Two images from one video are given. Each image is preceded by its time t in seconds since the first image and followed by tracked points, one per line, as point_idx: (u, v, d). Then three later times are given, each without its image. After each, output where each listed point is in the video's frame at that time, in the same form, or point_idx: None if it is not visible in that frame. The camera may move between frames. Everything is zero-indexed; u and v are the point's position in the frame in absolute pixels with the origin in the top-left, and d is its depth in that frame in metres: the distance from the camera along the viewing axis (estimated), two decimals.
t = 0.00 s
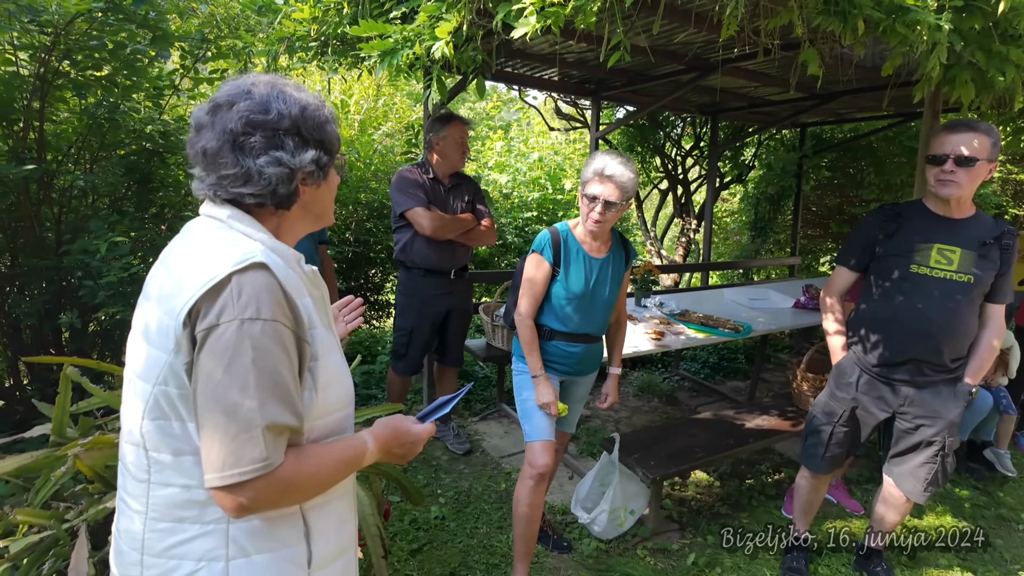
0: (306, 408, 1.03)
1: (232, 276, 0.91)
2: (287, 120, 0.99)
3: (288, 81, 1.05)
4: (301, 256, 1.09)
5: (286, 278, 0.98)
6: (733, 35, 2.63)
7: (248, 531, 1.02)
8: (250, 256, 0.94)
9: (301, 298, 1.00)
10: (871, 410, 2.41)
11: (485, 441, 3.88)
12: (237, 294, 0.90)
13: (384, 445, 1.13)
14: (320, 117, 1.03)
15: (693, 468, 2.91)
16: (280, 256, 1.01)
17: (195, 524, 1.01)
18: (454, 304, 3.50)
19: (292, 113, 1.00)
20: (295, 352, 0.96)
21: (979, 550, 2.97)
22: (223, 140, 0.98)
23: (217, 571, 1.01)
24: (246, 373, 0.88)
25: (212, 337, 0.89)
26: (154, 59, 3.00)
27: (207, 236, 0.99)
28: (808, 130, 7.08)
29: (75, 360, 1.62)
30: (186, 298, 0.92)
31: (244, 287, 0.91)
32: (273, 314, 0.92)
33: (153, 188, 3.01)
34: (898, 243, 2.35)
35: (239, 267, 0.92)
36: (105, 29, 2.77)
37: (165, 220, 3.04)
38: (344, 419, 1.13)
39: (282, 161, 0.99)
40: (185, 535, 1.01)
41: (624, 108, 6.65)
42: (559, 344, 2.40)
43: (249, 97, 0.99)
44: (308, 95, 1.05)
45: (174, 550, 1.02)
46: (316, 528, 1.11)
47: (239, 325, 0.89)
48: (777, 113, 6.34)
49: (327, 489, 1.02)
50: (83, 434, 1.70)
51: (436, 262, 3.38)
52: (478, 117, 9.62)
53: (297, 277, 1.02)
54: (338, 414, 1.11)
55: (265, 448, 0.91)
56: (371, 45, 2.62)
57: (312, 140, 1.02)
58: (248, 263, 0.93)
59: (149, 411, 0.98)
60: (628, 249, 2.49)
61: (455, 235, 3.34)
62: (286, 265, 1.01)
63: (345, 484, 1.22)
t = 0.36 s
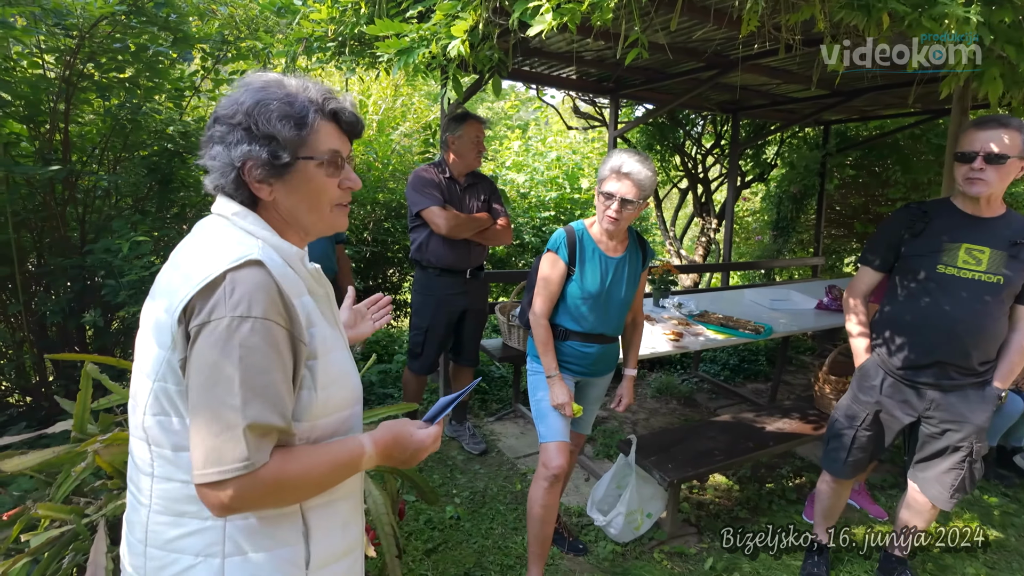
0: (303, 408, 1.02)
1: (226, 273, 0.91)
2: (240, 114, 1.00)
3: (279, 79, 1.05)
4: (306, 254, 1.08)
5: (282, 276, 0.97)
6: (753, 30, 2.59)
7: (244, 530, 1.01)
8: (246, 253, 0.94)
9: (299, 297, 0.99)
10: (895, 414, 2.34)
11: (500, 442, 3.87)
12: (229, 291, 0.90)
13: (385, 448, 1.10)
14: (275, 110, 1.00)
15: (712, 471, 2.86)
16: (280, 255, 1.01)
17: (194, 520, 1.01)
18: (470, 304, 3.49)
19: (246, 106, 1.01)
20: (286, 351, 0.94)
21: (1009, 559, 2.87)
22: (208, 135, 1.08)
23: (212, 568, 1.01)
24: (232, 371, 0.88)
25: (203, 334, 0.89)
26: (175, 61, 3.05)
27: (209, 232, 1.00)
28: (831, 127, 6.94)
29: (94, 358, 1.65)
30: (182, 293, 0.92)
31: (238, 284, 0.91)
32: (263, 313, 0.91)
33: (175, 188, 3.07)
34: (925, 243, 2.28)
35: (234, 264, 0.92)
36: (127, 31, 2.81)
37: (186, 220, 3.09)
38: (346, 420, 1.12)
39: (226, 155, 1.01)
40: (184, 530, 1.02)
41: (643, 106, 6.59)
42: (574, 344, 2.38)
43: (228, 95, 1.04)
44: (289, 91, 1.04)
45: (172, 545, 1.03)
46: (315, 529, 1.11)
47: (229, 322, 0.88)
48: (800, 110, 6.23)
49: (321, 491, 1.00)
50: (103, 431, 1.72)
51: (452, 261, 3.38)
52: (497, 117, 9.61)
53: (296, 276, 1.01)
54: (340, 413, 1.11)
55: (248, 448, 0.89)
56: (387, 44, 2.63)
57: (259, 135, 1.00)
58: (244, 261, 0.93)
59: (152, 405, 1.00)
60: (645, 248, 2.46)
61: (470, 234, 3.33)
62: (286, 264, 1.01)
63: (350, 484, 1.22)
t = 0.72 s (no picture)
0: (272, 414, 1.03)
1: (196, 275, 0.96)
2: (233, 116, 1.06)
3: (273, 76, 1.08)
4: (299, 256, 1.09)
5: (253, 280, 0.99)
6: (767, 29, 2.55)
7: (204, 529, 1.04)
8: (221, 257, 0.98)
9: (271, 302, 1.01)
10: (912, 418, 2.29)
11: (511, 442, 3.86)
12: (195, 293, 0.94)
13: (352, 462, 1.07)
14: (263, 110, 1.04)
15: (724, 474, 2.83)
16: (261, 259, 1.04)
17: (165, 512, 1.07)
18: (480, 304, 3.49)
19: (238, 107, 1.06)
20: (248, 356, 0.96)
21: None
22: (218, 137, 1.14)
23: (172, 561, 1.06)
24: (186, 371, 0.91)
25: (168, 333, 0.94)
26: (189, 62, 3.08)
27: (211, 232, 1.07)
28: (848, 127, 6.84)
29: (109, 356, 1.66)
30: (162, 292, 0.98)
31: (203, 286, 0.95)
32: (222, 317, 0.93)
33: (190, 188, 3.11)
34: (943, 243, 2.24)
35: (205, 266, 0.96)
36: (144, 33, 2.85)
37: (201, 220, 3.12)
38: (324, 428, 1.11)
39: (223, 157, 1.07)
40: (159, 519, 1.08)
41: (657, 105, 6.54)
42: (585, 345, 2.37)
43: (228, 96, 1.09)
44: (279, 88, 1.06)
45: (151, 530, 1.09)
46: (279, 539, 1.07)
47: (189, 323, 0.92)
48: (816, 109, 6.16)
49: (273, 500, 1.00)
50: (118, 428, 1.74)
51: (464, 261, 3.37)
52: (509, 117, 9.59)
53: (272, 281, 1.03)
54: (319, 424, 1.10)
55: (194, 449, 0.91)
56: (400, 44, 2.63)
57: (251, 137, 1.04)
58: (214, 264, 0.97)
59: (143, 397, 1.07)
60: (656, 248, 2.44)
61: (481, 234, 3.32)
62: (263, 268, 1.03)
63: (333, 496, 1.18)
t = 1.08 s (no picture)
0: (269, 416, 1.04)
1: (196, 274, 0.98)
2: (244, 117, 1.07)
3: (285, 76, 1.10)
4: (303, 257, 1.10)
5: (250, 282, 1.01)
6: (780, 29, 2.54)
7: (203, 525, 1.08)
8: (219, 257, 1.00)
9: (266, 303, 1.02)
10: (927, 421, 2.27)
11: (521, 443, 3.86)
12: (192, 292, 0.96)
13: (348, 466, 1.07)
14: (272, 111, 1.05)
15: (736, 477, 2.81)
16: (261, 259, 1.05)
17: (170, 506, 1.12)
18: (493, 305, 3.49)
19: (248, 108, 1.07)
20: (241, 357, 0.97)
21: None
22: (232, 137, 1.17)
23: (172, 555, 1.10)
24: (179, 370, 0.93)
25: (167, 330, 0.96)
26: (204, 64, 3.11)
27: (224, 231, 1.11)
28: (862, 127, 6.77)
29: (125, 356, 1.68)
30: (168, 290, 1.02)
31: (200, 285, 0.97)
32: (215, 317, 0.95)
33: (204, 189, 3.14)
34: (957, 246, 2.22)
35: (203, 266, 0.98)
36: (160, 36, 2.88)
37: (215, 220, 3.15)
38: (323, 432, 1.11)
39: (235, 158, 1.09)
40: (162, 512, 1.12)
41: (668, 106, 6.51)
42: (596, 347, 2.36)
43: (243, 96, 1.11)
44: (290, 89, 1.07)
45: (155, 522, 1.14)
46: (274, 541, 1.09)
47: (185, 322, 0.94)
48: (829, 109, 6.11)
49: (265, 502, 1.01)
50: (135, 427, 1.76)
51: (476, 263, 3.38)
52: (520, 117, 9.58)
53: (271, 282, 1.04)
54: (318, 427, 1.10)
55: (186, 447, 0.94)
56: (413, 46, 2.64)
57: (261, 138, 1.06)
58: (213, 263, 0.99)
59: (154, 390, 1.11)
60: (667, 249, 2.43)
61: (493, 235, 3.33)
62: (262, 269, 1.04)
63: (333, 500, 1.17)
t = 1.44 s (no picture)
0: (281, 414, 1.05)
1: (207, 273, 0.99)
2: (256, 116, 1.08)
3: (299, 76, 1.10)
4: (313, 256, 1.10)
5: (261, 281, 1.01)
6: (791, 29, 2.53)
7: (213, 524, 1.08)
8: (230, 256, 1.01)
9: (278, 302, 1.03)
10: (938, 422, 2.25)
11: (529, 443, 3.87)
12: (204, 292, 0.97)
13: (359, 463, 1.08)
14: (286, 111, 1.06)
15: (745, 478, 2.80)
16: (272, 258, 1.06)
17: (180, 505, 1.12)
18: (506, 304, 3.50)
19: (262, 107, 1.08)
20: (254, 357, 0.98)
21: None
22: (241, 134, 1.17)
23: (182, 555, 1.10)
24: (192, 369, 0.94)
25: (180, 329, 0.97)
26: (215, 65, 3.13)
27: (235, 230, 1.11)
28: (874, 127, 6.71)
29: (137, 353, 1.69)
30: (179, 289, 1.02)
31: (212, 285, 0.98)
32: (227, 316, 0.96)
33: (215, 188, 3.16)
34: (970, 246, 2.21)
35: (214, 265, 0.99)
36: (172, 37, 2.91)
37: (226, 220, 3.17)
38: (334, 428, 1.12)
39: (247, 156, 1.10)
40: (171, 511, 1.13)
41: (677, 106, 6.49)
42: (604, 347, 2.36)
43: (254, 94, 1.12)
44: (303, 89, 1.08)
45: (164, 522, 1.14)
46: (285, 538, 1.09)
47: (197, 321, 0.95)
48: (840, 109, 6.06)
49: (278, 499, 1.01)
50: (146, 424, 1.77)
51: (491, 264, 3.39)
52: (528, 117, 9.57)
53: (281, 281, 1.05)
54: (330, 424, 1.11)
55: (200, 446, 0.95)
56: (422, 46, 2.65)
57: (274, 137, 1.07)
58: (224, 262, 1.00)
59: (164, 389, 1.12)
60: (677, 249, 2.42)
61: (506, 236, 3.33)
62: (273, 268, 1.05)
63: (342, 497, 1.18)
